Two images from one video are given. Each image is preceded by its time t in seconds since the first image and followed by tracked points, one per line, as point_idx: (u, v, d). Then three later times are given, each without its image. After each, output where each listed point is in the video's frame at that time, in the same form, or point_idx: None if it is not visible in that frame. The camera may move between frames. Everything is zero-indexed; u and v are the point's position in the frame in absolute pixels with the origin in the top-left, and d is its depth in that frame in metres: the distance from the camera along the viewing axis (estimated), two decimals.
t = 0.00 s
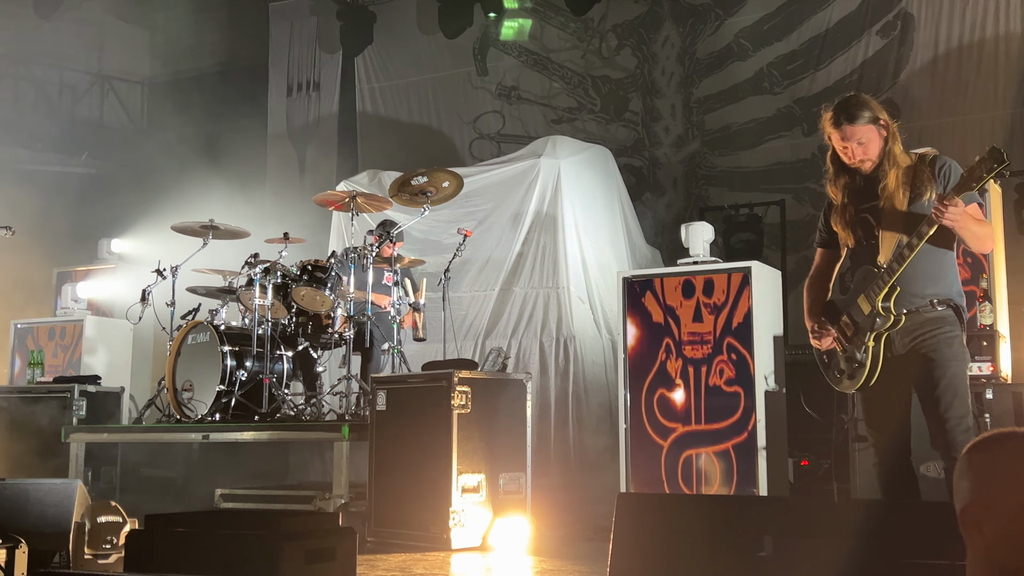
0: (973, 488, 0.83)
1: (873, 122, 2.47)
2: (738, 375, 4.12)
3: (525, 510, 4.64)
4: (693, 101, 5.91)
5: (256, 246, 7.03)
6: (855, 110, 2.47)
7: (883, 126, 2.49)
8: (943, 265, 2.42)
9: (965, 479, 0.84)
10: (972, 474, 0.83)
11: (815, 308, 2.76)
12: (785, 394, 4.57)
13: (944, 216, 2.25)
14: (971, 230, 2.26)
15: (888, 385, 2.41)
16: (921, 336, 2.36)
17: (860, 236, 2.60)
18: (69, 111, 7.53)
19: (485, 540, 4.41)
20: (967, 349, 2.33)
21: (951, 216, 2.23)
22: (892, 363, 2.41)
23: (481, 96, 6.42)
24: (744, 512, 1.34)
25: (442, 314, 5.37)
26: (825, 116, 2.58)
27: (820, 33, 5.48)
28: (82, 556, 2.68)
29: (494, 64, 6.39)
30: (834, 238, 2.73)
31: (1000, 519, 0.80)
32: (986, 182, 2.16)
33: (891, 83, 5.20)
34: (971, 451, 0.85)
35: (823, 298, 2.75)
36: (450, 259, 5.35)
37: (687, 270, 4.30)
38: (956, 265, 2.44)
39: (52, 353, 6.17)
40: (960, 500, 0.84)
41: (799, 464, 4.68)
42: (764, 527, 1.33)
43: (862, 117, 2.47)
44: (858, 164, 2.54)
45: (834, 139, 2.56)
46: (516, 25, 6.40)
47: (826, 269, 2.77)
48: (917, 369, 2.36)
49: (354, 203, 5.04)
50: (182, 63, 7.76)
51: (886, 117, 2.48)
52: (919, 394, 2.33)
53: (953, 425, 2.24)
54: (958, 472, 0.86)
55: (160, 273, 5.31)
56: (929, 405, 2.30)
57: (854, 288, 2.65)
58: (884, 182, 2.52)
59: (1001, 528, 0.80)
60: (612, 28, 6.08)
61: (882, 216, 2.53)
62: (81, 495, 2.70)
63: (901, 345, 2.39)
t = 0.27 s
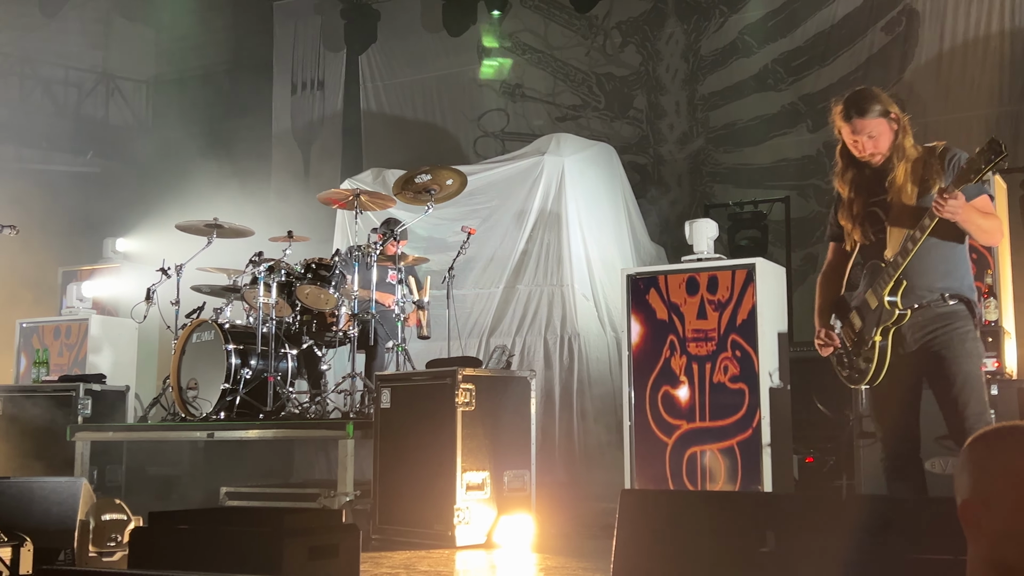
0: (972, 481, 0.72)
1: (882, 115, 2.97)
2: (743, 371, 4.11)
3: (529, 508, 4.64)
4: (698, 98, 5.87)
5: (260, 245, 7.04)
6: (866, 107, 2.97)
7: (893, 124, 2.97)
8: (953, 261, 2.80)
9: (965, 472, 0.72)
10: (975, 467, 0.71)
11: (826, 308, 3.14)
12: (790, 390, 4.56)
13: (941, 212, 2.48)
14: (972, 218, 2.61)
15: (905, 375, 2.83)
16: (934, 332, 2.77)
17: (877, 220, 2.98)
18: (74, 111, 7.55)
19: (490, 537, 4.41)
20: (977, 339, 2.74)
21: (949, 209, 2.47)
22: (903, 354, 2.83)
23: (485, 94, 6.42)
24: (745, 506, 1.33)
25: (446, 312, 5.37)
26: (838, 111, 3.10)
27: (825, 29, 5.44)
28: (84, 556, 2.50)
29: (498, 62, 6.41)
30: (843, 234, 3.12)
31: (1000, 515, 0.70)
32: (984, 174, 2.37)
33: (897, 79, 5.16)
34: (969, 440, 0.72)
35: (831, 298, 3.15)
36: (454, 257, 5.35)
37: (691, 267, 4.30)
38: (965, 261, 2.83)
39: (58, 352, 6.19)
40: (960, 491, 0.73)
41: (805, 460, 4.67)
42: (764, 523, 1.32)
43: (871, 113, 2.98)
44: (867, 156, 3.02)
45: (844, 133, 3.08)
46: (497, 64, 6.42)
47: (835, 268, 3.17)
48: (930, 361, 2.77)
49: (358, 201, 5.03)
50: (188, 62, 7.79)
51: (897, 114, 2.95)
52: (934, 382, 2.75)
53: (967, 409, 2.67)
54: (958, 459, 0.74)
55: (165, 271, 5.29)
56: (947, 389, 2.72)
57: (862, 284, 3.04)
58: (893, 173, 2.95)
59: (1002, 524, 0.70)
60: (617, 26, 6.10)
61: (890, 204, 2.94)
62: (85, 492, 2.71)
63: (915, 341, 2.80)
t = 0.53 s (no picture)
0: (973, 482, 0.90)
1: (912, 106, 2.88)
2: (746, 368, 4.11)
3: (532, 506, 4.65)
4: (701, 95, 5.83)
5: (263, 243, 7.05)
6: (897, 95, 2.89)
7: (925, 111, 2.88)
8: (976, 257, 2.70)
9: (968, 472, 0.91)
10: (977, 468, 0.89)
11: (846, 298, 3.02)
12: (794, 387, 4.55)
13: (965, 201, 2.51)
14: (997, 213, 2.55)
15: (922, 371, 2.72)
16: (955, 327, 2.65)
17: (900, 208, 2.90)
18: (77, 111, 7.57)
19: (494, 534, 4.42)
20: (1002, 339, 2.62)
21: (971, 199, 2.50)
22: (921, 348, 2.72)
23: (488, 92, 6.42)
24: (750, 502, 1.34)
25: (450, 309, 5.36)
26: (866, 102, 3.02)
27: (828, 25, 5.42)
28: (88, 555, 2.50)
29: (501, 60, 6.42)
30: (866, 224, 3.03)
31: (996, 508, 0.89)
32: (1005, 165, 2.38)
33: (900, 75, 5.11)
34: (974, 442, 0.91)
35: (850, 290, 3.02)
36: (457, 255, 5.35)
37: (694, 264, 4.29)
38: (992, 258, 2.72)
39: (62, 350, 6.19)
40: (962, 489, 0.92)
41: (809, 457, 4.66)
42: (771, 520, 1.32)
43: (905, 100, 2.89)
44: (895, 146, 2.94)
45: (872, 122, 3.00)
46: (472, 70, 6.53)
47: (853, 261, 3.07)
48: (950, 356, 2.66)
49: (361, 199, 5.03)
50: (190, 61, 7.80)
51: (927, 103, 2.87)
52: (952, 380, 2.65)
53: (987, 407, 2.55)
54: (961, 460, 0.92)
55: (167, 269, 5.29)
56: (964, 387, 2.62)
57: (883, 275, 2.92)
58: (919, 162, 2.88)
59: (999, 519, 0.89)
60: (619, 23, 6.08)
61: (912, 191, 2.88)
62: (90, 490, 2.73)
63: (933, 336, 2.69)
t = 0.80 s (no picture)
0: (970, 477, 1.15)
1: (960, 92, 2.47)
2: (746, 366, 4.11)
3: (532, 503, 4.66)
4: (700, 92, 5.83)
5: (262, 241, 7.05)
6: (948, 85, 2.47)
7: (969, 103, 2.48)
8: (1010, 249, 2.41)
9: (966, 468, 1.15)
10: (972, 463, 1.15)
11: (874, 288, 2.64)
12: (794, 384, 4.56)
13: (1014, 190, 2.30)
14: None
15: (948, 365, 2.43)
16: (983, 324, 2.37)
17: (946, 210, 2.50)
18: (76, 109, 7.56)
19: (493, 532, 4.42)
20: None
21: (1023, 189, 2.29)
22: (949, 346, 2.42)
23: (487, 89, 6.43)
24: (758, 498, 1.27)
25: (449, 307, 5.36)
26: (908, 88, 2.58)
27: (828, 22, 5.39)
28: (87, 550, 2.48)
29: (501, 57, 6.40)
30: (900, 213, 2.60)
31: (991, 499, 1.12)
32: None
33: (898, 74, 5.07)
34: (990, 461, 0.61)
35: (881, 277, 2.64)
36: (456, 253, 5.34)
37: (694, 262, 4.29)
38: None
39: (61, 349, 6.19)
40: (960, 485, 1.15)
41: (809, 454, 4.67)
42: (770, 517, 1.26)
43: (953, 90, 2.47)
44: (939, 135, 2.52)
45: (914, 111, 2.57)
46: (465, 83, 6.52)
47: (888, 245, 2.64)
48: (980, 355, 2.37)
49: (360, 197, 5.03)
50: (188, 58, 7.76)
51: (972, 96, 2.47)
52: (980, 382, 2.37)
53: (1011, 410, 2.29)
54: (955, 462, 1.18)
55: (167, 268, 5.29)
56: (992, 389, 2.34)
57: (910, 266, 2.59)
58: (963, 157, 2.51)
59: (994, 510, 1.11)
60: (618, 20, 6.07)
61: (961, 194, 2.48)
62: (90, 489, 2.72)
63: (963, 331, 2.40)
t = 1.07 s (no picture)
0: (960, 478, 0.91)
1: (1005, 81, 2.06)
2: (740, 364, 4.11)
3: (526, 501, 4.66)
4: (695, 91, 5.77)
5: (257, 239, 7.04)
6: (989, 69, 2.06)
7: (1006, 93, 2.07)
8: None
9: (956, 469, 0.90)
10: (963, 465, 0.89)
11: (893, 286, 2.28)
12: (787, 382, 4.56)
13: None
14: None
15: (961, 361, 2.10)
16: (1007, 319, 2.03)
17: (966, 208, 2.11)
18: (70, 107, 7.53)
19: (488, 530, 4.42)
20: None
21: None
22: (969, 344, 2.09)
23: (481, 88, 6.42)
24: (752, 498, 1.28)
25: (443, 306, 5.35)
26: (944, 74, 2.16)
27: (823, 20, 5.39)
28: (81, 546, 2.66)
29: (495, 56, 6.40)
30: (924, 208, 2.21)
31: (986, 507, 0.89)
32: None
33: (893, 71, 5.12)
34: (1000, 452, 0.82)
35: (900, 272, 2.28)
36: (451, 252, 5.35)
37: (688, 260, 4.30)
38: None
39: (55, 347, 6.18)
40: (949, 487, 0.92)
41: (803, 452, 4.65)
42: (764, 514, 1.27)
43: (993, 76, 2.05)
44: (980, 128, 2.09)
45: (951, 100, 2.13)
46: (457, 81, 6.54)
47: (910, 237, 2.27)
48: (1000, 354, 2.03)
49: (354, 195, 5.01)
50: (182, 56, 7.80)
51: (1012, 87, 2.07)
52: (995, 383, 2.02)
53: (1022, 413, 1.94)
54: (945, 456, 0.93)
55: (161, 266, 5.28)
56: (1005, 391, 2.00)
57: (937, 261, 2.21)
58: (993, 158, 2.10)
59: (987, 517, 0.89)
60: (613, 19, 6.02)
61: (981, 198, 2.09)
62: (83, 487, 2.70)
63: (984, 328, 2.07)
